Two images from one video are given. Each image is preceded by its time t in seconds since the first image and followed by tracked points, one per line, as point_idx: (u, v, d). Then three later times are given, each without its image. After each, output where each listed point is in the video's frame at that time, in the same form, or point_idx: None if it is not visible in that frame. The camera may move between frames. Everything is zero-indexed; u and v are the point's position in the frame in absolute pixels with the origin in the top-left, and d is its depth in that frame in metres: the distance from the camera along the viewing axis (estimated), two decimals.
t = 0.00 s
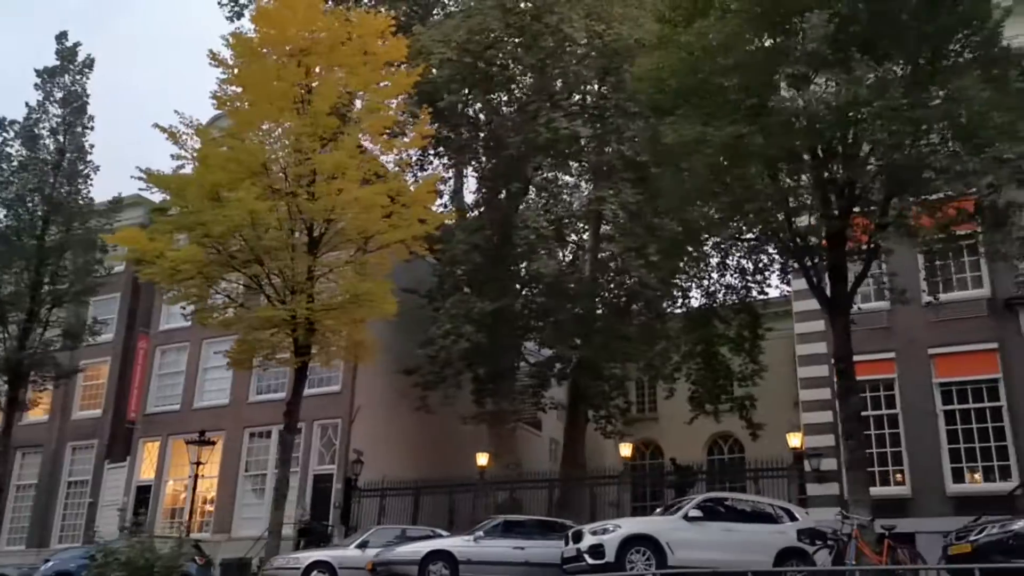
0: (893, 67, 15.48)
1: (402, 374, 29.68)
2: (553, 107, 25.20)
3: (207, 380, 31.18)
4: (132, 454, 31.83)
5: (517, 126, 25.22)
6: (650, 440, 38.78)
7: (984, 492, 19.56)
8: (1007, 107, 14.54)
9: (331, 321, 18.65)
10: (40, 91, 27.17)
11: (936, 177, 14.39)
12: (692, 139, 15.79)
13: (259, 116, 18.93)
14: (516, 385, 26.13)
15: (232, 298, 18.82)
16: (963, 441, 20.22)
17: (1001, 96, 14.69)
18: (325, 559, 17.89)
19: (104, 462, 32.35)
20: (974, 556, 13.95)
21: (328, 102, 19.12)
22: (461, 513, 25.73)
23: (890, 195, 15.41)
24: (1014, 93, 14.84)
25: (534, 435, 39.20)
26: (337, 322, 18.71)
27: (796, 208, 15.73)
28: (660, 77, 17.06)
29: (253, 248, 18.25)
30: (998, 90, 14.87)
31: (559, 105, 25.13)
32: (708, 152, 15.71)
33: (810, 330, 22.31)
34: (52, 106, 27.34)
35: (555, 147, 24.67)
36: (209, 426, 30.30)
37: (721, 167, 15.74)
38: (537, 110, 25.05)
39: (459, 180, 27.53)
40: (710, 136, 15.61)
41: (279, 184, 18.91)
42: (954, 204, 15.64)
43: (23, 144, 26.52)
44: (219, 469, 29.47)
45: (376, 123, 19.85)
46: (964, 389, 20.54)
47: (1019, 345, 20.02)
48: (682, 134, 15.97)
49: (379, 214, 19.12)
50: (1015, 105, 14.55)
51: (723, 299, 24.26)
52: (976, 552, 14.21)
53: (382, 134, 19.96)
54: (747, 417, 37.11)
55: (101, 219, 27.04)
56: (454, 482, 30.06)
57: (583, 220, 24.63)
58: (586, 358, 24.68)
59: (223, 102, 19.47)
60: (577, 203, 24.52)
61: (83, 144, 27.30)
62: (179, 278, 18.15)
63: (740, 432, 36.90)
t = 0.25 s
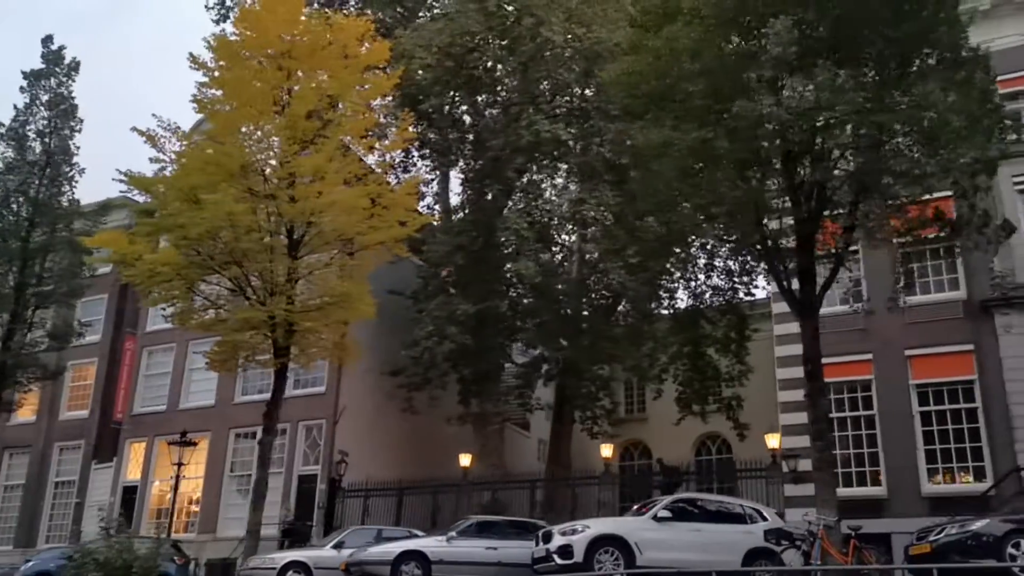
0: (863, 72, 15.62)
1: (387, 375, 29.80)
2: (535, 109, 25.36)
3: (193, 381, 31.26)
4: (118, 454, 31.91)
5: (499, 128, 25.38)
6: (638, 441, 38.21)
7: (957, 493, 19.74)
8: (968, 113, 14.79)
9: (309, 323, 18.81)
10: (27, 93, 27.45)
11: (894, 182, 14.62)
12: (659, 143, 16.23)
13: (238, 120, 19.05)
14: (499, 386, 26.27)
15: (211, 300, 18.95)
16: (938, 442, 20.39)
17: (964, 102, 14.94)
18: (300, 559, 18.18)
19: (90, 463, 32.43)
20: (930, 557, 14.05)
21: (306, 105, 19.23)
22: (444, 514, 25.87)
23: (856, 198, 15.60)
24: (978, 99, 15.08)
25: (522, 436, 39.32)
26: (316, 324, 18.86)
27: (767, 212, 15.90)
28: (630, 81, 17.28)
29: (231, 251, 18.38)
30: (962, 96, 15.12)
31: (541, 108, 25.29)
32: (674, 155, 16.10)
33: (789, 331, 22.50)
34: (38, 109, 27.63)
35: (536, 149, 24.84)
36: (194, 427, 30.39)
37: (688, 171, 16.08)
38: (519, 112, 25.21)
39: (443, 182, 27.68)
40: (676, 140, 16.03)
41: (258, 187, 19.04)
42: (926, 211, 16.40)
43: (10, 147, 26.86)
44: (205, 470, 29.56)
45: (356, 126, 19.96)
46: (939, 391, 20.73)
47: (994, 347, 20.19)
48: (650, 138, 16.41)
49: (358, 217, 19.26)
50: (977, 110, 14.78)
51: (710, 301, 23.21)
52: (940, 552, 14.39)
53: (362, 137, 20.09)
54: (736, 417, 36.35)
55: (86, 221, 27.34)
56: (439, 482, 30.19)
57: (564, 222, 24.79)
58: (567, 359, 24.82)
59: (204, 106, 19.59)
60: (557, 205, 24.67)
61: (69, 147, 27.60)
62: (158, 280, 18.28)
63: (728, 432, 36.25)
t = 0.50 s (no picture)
0: (821, 80, 16.11)
1: (373, 376, 29.96)
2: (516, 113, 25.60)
3: (179, 381, 31.39)
4: (105, 455, 32.04)
5: (481, 131, 25.61)
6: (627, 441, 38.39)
7: (931, 493, 19.93)
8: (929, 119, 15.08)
9: (289, 324, 19.00)
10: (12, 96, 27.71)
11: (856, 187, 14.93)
12: (625, 147, 16.70)
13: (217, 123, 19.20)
14: (482, 387, 26.46)
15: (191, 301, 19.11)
16: (913, 443, 20.56)
17: (925, 108, 15.24)
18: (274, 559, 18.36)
19: (77, 463, 32.55)
20: (899, 558, 14.25)
21: (284, 109, 19.42)
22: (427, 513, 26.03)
23: (825, 201, 15.81)
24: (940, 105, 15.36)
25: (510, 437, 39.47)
26: (294, 325, 19.03)
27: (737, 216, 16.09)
28: (601, 86, 17.55)
29: (210, 253, 18.55)
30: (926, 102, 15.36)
31: (522, 111, 25.52)
32: (640, 159, 16.55)
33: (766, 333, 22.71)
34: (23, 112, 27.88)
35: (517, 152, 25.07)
36: (180, 427, 30.53)
37: (653, 175, 16.49)
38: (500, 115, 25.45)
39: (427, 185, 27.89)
40: (642, 144, 16.48)
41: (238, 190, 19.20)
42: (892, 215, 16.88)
43: None
44: (190, 470, 29.69)
45: (336, 130, 20.13)
46: (914, 392, 20.90)
47: (968, 349, 20.40)
48: (617, 142, 16.88)
49: (337, 221, 19.45)
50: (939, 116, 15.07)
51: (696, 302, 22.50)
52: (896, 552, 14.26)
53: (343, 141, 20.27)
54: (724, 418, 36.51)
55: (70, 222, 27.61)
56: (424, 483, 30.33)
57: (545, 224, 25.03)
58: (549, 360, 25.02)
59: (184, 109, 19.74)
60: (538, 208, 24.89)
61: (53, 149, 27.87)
62: (137, 282, 18.42)
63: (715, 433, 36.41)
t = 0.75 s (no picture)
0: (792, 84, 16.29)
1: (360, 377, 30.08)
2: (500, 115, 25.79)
3: (168, 382, 31.51)
4: (94, 455, 32.16)
5: (465, 133, 25.80)
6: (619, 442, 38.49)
7: (909, 494, 20.10)
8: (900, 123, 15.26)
9: (271, 326, 19.13)
10: None
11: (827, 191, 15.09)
12: (595, 150, 16.99)
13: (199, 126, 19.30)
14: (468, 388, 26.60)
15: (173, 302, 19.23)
16: (891, 443, 20.72)
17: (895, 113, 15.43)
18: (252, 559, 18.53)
19: (67, 463, 32.68)
20: (861, 558, 14.43)
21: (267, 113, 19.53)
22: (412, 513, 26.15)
23: (796, 204, 15.99)
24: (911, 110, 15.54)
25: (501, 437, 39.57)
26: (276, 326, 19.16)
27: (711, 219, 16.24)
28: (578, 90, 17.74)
29: (191, 255, 18.68)
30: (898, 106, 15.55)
31: (506, 113, 25.72)
32: (610, 162, 16.83)
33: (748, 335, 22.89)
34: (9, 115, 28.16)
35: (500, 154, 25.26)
36: (168, 428, 30.65)
37: (624, 178, 16.74)
38: (484, 117, 25.64)
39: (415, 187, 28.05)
40: (612, 147, 16.75)
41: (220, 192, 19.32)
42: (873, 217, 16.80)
43: None
44: (178, 470, 29.82)
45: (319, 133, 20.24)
46: (893, 393, 21.05)
47: (946, 350, 20.56)
48: (588, 145, 17.16)
49: (318, 223, 19.57)
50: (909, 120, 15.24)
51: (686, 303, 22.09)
52: (859, 551, 14.49)
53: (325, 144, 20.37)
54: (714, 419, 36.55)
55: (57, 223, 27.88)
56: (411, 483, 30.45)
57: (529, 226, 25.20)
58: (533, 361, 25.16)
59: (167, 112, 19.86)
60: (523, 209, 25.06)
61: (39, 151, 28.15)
62: (120, 284, 18.54)
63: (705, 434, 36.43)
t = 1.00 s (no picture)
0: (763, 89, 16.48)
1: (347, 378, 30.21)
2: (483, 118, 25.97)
3: (155, 383, 31.64)
4: (82, 455, 32.31)
5: (448, 136, 25.98)
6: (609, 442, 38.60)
7: (884, 493, 20.28)
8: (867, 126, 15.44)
9: (251, 327, 19.27)
10: None
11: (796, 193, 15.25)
12: (564, 153, 17.19)
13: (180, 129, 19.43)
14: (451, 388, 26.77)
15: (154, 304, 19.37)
16: (867, 444, 20.91)
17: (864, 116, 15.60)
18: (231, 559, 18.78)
19: (55, 463, 32.84)
20: (821, 557, 14.70)
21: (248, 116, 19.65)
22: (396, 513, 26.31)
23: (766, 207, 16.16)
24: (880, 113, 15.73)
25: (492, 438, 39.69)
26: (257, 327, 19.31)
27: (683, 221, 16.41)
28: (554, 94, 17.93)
29: (171, 257, 18.82)
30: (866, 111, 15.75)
31: (489, 116, 25.91)
32: (579, 165, 17.01)
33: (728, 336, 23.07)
34: None
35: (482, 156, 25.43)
36: (155, 428, 30.79)
37: (595, 181, 16.93)
38: (467, 120, 25.83)
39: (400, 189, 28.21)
40: (579, 151, 16.97)
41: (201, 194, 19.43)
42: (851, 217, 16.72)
43: None
44: (165, 470, 29.96)
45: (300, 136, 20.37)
46: (870, 394, 21.23)
47: (921, 351, 20.74)
48: (558, 149, 17.37)
49: (299, 225, 19.71)
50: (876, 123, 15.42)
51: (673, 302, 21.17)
52: (818, 551, 14.87)
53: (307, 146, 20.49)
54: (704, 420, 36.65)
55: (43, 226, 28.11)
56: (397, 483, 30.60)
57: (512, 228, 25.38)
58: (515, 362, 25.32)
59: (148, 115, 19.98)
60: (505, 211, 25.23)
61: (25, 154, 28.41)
62: (100, 285, 18.68)
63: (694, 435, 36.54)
